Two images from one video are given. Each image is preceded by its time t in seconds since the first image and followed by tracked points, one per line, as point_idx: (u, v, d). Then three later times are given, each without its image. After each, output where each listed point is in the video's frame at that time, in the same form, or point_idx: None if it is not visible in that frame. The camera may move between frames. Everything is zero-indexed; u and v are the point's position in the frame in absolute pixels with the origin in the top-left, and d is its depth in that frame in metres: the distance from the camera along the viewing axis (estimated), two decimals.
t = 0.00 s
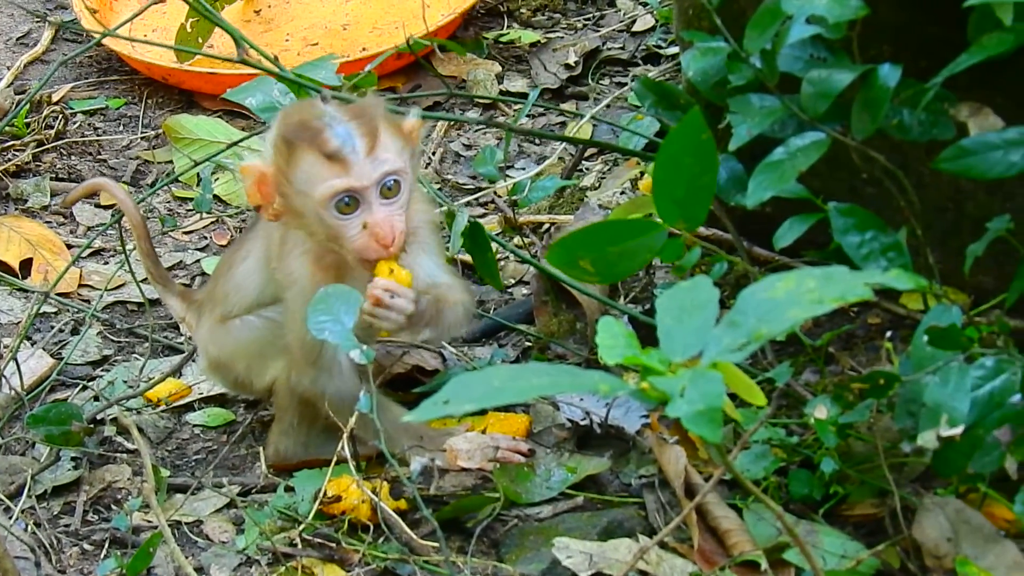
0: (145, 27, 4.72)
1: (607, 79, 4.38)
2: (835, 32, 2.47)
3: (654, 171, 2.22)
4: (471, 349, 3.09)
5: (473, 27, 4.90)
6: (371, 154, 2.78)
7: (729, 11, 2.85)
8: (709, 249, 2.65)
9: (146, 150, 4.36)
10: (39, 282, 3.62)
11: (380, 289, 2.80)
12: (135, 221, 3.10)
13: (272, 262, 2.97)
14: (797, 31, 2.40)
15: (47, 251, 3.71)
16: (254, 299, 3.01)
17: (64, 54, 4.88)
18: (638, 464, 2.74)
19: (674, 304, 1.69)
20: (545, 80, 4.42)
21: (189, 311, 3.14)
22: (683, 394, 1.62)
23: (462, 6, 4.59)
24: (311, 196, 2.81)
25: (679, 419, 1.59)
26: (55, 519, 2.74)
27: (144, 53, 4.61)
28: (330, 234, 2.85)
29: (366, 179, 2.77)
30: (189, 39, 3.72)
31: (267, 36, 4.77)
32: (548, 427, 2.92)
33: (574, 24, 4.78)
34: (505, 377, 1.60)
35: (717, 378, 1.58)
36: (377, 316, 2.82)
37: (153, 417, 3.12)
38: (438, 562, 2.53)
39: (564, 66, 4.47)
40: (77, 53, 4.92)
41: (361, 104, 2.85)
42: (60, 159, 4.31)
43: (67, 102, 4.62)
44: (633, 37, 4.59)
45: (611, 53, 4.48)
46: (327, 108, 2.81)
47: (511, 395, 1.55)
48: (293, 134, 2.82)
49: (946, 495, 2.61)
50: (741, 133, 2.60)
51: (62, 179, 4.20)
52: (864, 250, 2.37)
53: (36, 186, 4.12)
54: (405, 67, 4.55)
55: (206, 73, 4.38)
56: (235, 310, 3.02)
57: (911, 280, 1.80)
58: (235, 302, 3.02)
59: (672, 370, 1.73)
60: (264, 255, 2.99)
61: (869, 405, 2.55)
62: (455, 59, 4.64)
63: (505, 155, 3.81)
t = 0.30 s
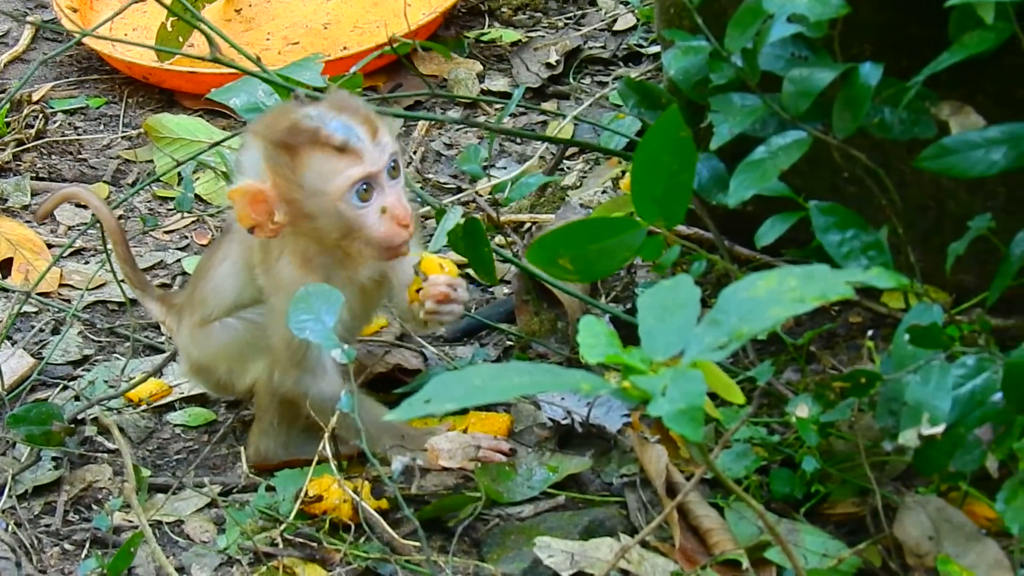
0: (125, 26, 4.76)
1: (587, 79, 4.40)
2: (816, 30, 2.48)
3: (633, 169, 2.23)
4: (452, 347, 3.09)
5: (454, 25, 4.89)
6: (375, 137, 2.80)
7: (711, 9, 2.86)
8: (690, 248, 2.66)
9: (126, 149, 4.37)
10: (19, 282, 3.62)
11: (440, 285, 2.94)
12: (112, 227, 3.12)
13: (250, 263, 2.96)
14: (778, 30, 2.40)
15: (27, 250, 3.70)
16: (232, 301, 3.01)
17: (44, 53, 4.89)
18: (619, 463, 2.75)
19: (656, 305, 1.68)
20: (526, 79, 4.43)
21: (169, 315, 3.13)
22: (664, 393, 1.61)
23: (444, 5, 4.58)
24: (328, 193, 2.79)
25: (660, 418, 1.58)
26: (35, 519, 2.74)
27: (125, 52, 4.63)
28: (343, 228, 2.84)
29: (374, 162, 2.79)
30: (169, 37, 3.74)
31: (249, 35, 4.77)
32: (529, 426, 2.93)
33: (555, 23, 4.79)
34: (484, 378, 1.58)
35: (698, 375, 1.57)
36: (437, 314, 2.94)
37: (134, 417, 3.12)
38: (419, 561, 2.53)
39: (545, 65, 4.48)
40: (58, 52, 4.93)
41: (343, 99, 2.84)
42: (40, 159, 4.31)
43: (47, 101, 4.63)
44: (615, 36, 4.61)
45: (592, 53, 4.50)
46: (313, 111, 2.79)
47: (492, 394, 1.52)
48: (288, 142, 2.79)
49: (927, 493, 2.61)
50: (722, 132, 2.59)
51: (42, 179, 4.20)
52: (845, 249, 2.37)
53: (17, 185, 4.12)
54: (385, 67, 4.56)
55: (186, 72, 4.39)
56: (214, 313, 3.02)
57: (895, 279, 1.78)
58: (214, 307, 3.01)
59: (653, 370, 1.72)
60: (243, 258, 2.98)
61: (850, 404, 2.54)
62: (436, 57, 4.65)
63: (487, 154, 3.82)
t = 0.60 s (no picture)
0: (98, 23, 4.81)
1: (559, 74, 4.41)
2: (790, 25, 2.46)
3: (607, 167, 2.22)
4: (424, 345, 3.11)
5: (426, 22, 4.93)
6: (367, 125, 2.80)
7: (682, 6, 2.88)
8: (665, 243, 2.66)
9: (99, 146, 4.41)
10: None
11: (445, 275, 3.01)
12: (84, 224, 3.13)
13: (224, 261, 2.93)
14: (750, 25, 2.40)
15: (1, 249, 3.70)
16: (206, 299, 2.96)
17: (15, 50, 4.97)
18: (593, 460, 2.75)
19: (629, 301, 1.64)
20: (499, 76, 4.44)
21: (140, 313, 3.12)
22: (636, 389, 1.55)
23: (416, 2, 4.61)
24: (341, 184, 2.76)
25: (632, 413, 1.53)
26: (8, 517, 2.74)
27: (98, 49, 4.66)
28: (352, 219, 2.82)
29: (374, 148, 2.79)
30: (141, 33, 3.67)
31: (221, 32, 4.78)
32: (502, 423, 2.93)
33: (527, 20, 4.82)
34: (457, 374, 1.55)
35: (671, 370, 1.52)
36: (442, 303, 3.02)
37: (107, 414, 3.14)
38: (393, 558, 2.54)
39: (518, 62, 4.49)
40: (29, 50, 5.00)
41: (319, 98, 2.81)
42: (13, 156, 4.34)
43: (20, 99, 4.70)
44: (587, 32, 4.62)
45: (564, 49, 4.51)
46: (300, 113, 2.73)
47: (465, 390, 1.50)
48: (287, 147, 2.72)
49: (900, 489, 2.61)
50: (694, 128, 2.59)
51: (15, 176, 4.25)
52: (818, 246, 2.35)
53: None
54: (358, 64, 4.61)
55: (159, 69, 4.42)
56: (185, 311, 2.99)
57: (867, 274, 1.74)
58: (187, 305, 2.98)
59: (627, 366, 1.65)
60: (216, 257, 2.94)
61: (823, 400, 2.54)
62: (409, 54, 4.67)
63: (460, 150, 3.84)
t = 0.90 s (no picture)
0: (76, 21, 4.83)
1: (536, 72, 4.44)
2: (767, 23, 2.43)
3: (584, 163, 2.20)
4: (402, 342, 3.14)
5: (404, 20, 4.97)
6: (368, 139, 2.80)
7: (660, 4, 2.92)
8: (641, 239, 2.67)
9: (78, 144, 4.46)
10: None
11: (446, 253, 2.93)
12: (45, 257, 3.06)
13: (205, 272, 2.90)
14: (727, 23, 2.38)
15: None
16: (193, 310, 2.95)
17: None
18: (571, 456, 2.76)
19: (606, 296, 1.64)
20: (477, 74, 4.48)
21: (123, 330, 3.09)
22: (613, 385, 1.54)
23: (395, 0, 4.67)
24: (346, 201, 2.75)
25: (610, 410, 1.52)
26: None
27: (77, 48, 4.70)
28: (349, 232, 2.81)
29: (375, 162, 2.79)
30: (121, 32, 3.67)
31: (199, 30, 4.81)
32: (480, 420, 2.94)
33: (505, 17, 4.85)
34: (435, 371, 1.50)
35: (647, 366, 1.52)
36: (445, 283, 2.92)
37: (86, 411, 3.19)
38: (372, 555, 2.51)
39: (495, 59, 4.53)
40: (8, 47, 5.08)
41: (318, 107, 2.80)
42: None
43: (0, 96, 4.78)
44: (565, 30, 4.64)
45: (542, 47, 4.53)
46: (301, 122, 2.72)
47: (445, 386, 1.45)
48: (290, 158, 2.70)
49: (878, 486, 2.59)
50: (672, 125, 2.58)
51: None
52: (795, 242, 2.34)
53: None
54: (336, 61, 4.66)
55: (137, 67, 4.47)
56: (172, 324, 2.97)
57: (845, 270, 1.72)
58: (173, 317, 2.97)
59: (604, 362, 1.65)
60: (194, 269, 2.92)
61: (801, 396, 2.50)
62: (388, 51, 4.69)
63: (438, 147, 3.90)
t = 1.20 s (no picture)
0: (60, 22, 4.85)
1: (519, 72, 4.46)
2: (749, 23, 2.44)
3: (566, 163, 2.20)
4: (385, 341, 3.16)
5: (388, 20, 4.99)
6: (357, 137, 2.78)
7: (643, 4, 2.93)
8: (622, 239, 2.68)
9: (61, 144, 4.47)
10: None
11: (415, 237, 2.91)
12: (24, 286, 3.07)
13: (192, 284, 2.91)
14: (710, 22, 2.37)
15: None
16: (185, 322, 2.96)
17: None
18: (553, 456, 2.76)
19: (587, 297, 1.62)
20: (460, 75, 4.49)
21: (113, 348, 3.10)
22: (595, 384, 1.53)
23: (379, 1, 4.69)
24: (340, 203, 2.74)
25: (592, 410, 1.50)
26: None
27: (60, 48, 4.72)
28: (346, 231, 2.81)
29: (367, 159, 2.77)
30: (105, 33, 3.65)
31: (183, 31, 4.81)
32: (463, 419, 2.95)
33: (489, 18, 4.86)
34: (417, 369, 1.50)
35: (630, 365, 1.50)
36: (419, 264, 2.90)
37: (68, 411, 3.21)
38: (354, 555, 2.50)
39: (479, 60, 4.55)
40: None
41: (302, 110, 2.77)
42: None
43: None
44: (548, 30, 4.65)
45: (526, 48, 4.54)
46: (288, 130, 2.69)
47: (425, 386, 1.44)
48: (280, 167, 2.69)
49: (860, 485, 2.59)
50: (654, 125, 2.58)
51: None
52: (777, 242, 2.33)
53: None
54: (320, 62, 4.69)
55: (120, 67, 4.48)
56: (164, 339, 2.98)
57: (825, 270, 1.72)
58: (162, 333, 2.98)
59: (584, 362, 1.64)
60: (180, 283, 2.92)
61: (783, 396, 2.50)
62: (372, 52, 4.71)
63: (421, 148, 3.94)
